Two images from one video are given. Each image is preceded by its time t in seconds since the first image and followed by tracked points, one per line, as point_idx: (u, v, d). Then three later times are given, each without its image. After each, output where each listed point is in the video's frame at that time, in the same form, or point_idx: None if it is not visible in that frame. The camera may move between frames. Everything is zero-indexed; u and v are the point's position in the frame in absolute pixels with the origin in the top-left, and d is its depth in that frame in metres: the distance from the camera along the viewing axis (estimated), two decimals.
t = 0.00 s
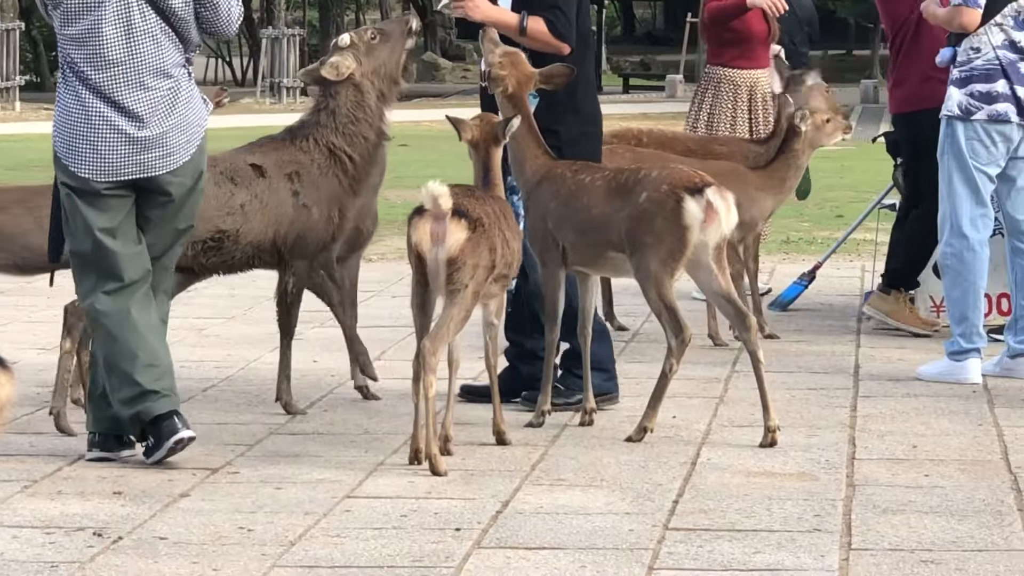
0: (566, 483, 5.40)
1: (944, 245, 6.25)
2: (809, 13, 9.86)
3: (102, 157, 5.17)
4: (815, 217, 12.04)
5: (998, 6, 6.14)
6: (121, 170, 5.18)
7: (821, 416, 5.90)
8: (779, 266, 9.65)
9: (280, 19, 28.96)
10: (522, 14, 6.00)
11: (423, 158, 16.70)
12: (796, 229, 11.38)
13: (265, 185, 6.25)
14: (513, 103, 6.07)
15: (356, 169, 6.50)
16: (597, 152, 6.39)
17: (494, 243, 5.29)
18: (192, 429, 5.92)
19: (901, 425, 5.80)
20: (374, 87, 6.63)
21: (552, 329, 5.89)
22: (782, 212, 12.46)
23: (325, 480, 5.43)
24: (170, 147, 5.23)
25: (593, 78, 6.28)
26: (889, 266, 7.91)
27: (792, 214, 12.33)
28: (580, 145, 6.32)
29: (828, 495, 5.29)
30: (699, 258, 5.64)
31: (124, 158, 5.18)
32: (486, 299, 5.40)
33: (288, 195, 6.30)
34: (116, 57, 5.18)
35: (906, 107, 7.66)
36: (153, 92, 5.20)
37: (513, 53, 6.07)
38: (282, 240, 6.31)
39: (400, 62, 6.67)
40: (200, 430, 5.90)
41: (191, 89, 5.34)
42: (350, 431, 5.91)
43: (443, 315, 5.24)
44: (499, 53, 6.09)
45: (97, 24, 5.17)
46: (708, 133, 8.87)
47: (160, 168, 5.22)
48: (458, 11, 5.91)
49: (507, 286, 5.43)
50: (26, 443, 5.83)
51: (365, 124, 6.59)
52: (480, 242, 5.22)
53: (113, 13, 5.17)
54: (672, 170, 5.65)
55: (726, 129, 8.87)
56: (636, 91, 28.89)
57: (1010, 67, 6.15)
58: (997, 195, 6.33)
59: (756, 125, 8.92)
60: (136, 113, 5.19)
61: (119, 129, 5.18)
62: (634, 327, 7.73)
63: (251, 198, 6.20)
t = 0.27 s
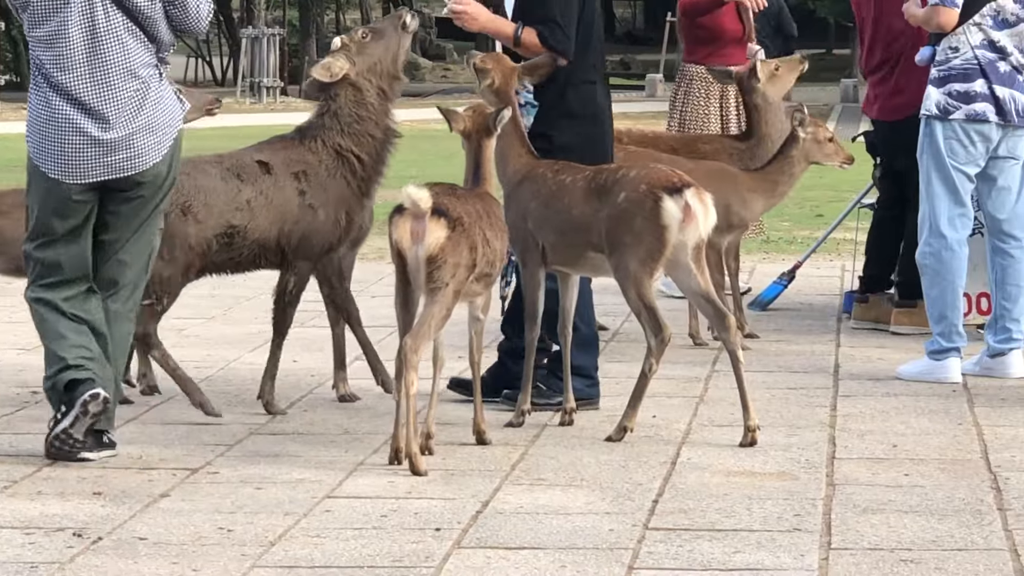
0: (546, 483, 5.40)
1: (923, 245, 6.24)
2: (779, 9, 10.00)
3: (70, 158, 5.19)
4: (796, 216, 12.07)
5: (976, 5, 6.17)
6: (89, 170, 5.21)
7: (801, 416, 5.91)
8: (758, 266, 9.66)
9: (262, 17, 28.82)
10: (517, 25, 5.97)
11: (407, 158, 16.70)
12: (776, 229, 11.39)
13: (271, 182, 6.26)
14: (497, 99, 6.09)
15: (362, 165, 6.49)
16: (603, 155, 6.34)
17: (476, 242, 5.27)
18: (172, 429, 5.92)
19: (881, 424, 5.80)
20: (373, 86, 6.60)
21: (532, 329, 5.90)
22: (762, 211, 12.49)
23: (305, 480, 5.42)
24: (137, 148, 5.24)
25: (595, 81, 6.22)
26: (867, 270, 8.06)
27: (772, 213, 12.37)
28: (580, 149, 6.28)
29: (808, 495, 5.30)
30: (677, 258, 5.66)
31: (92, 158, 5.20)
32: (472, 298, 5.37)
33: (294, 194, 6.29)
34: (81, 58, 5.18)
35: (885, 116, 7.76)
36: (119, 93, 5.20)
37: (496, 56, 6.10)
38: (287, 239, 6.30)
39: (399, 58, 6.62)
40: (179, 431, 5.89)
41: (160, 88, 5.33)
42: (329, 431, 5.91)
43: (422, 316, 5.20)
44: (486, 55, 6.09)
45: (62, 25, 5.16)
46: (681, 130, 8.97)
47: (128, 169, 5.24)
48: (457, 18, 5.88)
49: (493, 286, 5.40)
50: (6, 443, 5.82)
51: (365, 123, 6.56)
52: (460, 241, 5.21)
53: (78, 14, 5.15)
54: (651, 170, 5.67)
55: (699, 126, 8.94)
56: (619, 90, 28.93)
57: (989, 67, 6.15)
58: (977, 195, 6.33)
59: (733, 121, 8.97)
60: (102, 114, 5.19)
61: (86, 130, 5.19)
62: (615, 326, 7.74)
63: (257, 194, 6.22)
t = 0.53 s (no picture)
0: (534, 483, 5.40)
1: (911, 245, 6.25)
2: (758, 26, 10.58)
3: (48, 159, 5.26)
4: (784, 216, 12.08)
5: (963, 6, 6.16)
6: (69, 171, 5.26)
7: (789, 416, 5.91)
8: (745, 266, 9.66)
9: (246, 19, 28.75)
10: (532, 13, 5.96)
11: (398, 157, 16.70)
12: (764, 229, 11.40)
13: (307, 181, 6.26)
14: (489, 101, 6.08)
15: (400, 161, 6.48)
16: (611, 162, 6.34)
17: (463, 243, 5.26)
18: (161, 430, 5.92)
19: (868, 424, 5.81)
20: (414, 88, 6.52)
21: (521, 329, 5.92)
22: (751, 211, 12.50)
23: (293, 481, 5.42)
24: (115, 148, 5.27)
25: (605, 84, 6.24)
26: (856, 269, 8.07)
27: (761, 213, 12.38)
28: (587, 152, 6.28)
29: (795, 495, 5.30)
30: (665, 258, 5.67)
31: (70, 159, 5.25)
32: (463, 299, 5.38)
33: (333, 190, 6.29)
34: (58, 60, 5.24)
35: (883, 116, 7.67)
36: (95, 94, 5.24)
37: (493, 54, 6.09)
38: (321, 237, 6.28)
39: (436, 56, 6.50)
40: (167, 432, 5.89)
41: (140, 88, 5.36)
42: (317, 431, 5.91)
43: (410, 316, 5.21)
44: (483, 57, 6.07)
45: (39, 28, 5.23)
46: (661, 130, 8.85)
47: (106, 169, 5.27)
48: None
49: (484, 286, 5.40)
50: None
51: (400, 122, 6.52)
52: (448, 241, 5.22)
53: (53, 17, 5.22)
54: (639, 170, 5.69)
55: (676, 129, 8.82)
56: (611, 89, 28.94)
57: (976, 68, 6.15)
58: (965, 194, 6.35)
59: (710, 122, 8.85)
60: (79, 115, 5.25)
61: (64, 132, 5.25)
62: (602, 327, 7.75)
63: (294, 191, 6.22)
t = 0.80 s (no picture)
0: (524, 486, 5.40)
1: (901, 246, 6.26)
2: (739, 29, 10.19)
3: (25, 160, 5.26)
4: (774, 218, 12.12)
5: (954, 9, 6.12)
6: (45, 172, 5.25)
7: (778, 418, 5.92)
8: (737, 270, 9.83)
9: (240, 20, 28.72)
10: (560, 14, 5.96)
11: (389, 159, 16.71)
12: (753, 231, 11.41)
13: (323, 182, 6.35)
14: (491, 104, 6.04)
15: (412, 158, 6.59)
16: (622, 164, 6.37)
17: (452, 245, 5.25)
18: (151, 433, 5.92)
19: (858, 426, 5.81)
20: (426, 78, 6.64)
21: (512, 331, 5.94)
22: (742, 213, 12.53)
23: (283, 484, 5.42)
24: (91, 150, 5.25)
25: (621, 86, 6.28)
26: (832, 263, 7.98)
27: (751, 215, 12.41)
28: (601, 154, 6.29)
29: (785, 497, 5.30)
30: (655, 261, 5.67)
31: (46, 160, 5.24)
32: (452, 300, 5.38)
33: (347, 188, 6.40)
34: (34, 62, 5.24)
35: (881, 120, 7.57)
36: (71, 95, 5.23)
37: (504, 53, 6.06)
38: (347, 235, 6.37)
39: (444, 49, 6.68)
40: (157, 435, 5.89)
41: (117, 90, 5.34)
42: (307, 434, 5.91)
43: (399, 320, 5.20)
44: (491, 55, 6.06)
45: (16, 30, 5.24)
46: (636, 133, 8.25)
47: (82, 170, 5.26)
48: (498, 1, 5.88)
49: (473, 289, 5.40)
50: None
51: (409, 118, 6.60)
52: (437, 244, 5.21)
53: (29, 18, 5.22)
54: (629, 173, 5.69)
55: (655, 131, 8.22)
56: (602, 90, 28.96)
57: (967, 70, 6.13)
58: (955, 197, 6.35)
59: (688, 122, 8.28)
60: (56, 116, 5.24)
61: (40, 133, 5.25)
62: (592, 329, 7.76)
63: (310, 194, 6.29)
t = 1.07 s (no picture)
0: (510, 489, 5.40)
1: (886, 250, 6.26)
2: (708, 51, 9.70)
3: None
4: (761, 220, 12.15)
5: (940, 12, 6.11)
6: (17, 172, 5.26)
7: (764, 421, 5.93)
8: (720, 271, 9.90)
9: (225, 24, 28.68)
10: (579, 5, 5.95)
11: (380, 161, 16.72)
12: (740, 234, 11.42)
13: (322, 187, 6.34)
14: (488, 103, 6.07)
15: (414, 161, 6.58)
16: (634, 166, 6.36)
17: (436, 250, 5.27)
18: (136, 436, 5.92)
19: (843, 429, 5.82)
20: (429, 80, 6.75)
21: (499, 334, 5.94)
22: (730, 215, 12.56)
23: (269, 487, 5.42)
24: (63, 152, 5.26)
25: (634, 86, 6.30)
26: (811, 267, 7.98)
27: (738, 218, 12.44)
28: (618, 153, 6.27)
29: (771, 499, 5.30)
30: (644, 265, 5.67)
31: (17, 161, 5.25)
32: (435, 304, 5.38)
33: (348, 196, 6.41)
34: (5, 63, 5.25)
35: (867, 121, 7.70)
36: (43, 97, 5.24)
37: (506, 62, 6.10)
38: (347, 243, 6.36)
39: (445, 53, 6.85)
40: (143, 438, 5.90)
41: (88, 93, 5.35)
42: (293, 438, 5.91)
43: (383, 322, 5.20)
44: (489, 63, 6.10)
45: None
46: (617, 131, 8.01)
47: (53, 172, 5.26)
48: None
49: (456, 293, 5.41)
50: None
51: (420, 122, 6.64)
52: (421, 247, 5.22)
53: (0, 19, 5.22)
54: (618, 176, 5.69)
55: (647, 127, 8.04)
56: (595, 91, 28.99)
57: (954, 73, 6.14)
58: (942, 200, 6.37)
59: (665, 124, 8.12)
60: (27, 117, 5.24)
61: (12, 135, 5.25)
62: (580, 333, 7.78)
63: (310, 201, 6.28)
